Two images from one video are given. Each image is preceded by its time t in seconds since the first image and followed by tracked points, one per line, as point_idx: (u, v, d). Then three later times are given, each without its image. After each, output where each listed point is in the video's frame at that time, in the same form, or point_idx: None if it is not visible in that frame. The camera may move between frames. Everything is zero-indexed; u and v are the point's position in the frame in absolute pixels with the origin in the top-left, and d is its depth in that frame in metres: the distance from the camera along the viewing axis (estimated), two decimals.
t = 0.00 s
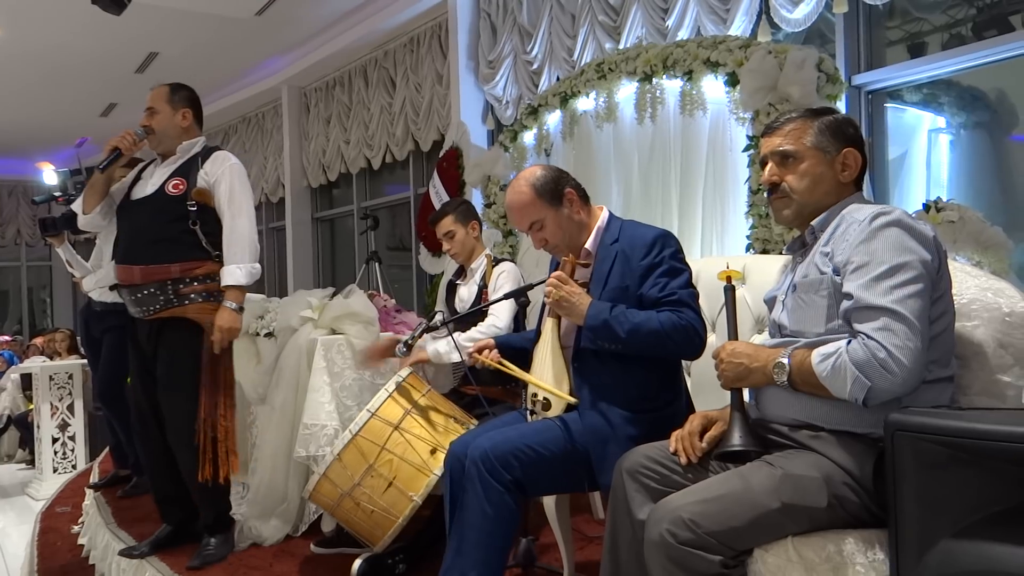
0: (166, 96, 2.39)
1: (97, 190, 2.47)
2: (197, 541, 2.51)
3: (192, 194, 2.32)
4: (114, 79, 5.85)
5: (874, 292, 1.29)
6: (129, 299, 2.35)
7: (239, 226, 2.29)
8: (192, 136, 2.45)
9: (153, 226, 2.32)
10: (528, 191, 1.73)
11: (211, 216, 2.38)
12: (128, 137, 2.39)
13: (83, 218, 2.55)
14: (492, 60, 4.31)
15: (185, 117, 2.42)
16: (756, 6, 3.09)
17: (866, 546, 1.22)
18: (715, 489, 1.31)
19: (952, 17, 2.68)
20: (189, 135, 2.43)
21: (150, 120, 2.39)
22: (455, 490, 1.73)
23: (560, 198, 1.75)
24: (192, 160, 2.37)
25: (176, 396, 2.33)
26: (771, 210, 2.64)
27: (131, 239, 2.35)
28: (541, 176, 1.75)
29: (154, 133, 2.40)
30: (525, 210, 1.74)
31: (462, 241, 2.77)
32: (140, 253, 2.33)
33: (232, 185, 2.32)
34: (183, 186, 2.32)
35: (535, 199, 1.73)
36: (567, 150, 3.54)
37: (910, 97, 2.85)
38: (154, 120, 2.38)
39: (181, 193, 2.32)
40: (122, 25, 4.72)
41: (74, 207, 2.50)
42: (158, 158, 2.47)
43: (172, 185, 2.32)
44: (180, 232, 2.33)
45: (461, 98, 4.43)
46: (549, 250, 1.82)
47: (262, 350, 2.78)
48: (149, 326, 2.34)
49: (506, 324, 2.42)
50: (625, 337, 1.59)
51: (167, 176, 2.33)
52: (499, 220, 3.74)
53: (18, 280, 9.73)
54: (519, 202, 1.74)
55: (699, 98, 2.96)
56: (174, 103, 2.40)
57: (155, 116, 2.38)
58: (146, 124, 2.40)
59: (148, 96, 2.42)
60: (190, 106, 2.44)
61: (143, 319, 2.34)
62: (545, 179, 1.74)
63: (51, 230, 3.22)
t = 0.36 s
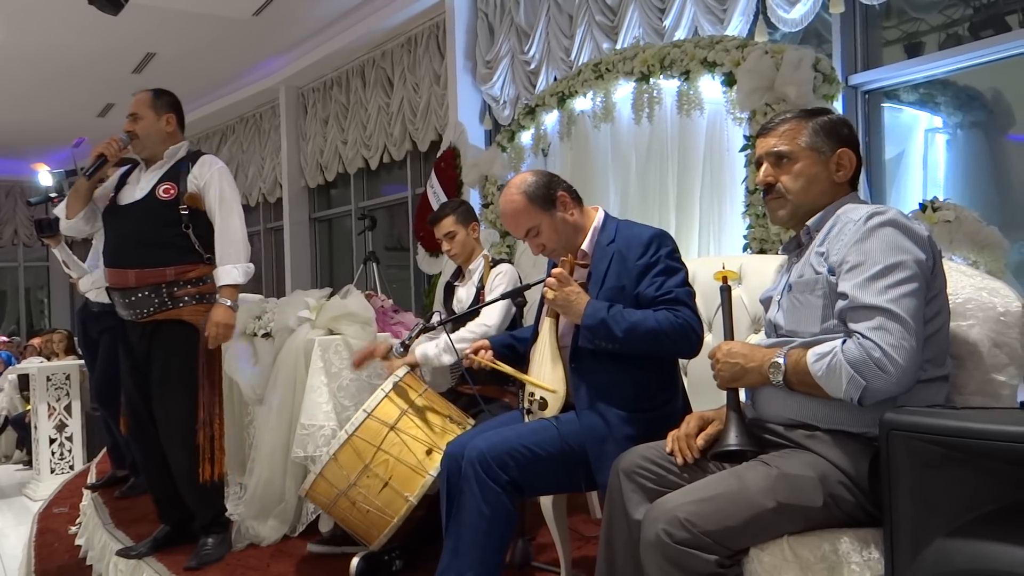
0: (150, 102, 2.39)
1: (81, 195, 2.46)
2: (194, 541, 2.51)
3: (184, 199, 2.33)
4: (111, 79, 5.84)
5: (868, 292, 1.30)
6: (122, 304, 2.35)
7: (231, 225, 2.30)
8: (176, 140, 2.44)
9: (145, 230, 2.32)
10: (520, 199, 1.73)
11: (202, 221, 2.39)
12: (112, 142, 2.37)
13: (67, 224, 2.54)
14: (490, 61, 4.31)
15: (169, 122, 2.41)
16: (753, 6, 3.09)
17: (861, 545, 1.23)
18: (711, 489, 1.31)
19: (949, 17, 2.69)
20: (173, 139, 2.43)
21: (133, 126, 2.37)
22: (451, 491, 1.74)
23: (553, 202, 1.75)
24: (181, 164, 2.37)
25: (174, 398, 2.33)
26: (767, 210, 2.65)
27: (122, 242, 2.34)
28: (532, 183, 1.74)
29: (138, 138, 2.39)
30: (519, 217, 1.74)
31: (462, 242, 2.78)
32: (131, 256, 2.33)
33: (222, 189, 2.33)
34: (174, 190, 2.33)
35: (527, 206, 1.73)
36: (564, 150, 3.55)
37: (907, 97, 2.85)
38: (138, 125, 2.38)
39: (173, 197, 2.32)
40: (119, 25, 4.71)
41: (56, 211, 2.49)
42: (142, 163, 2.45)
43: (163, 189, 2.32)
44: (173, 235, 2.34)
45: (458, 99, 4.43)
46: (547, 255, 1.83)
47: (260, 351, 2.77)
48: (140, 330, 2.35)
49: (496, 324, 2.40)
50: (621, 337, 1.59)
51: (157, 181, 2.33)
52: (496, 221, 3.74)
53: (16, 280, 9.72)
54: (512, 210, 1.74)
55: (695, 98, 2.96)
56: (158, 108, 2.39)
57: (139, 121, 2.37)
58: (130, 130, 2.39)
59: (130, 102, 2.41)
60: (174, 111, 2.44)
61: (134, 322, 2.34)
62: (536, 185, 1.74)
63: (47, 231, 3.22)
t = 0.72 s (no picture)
0: (138, 108, 2.37)
1: (72, 203, 2.43)
2: (192, 545, 2.51)
3: (179, 205, 2.34)
4: (108, 82, 5.84)
5: (862, 293, 1.30)
6: (120, 310, 2.34)
7: (223, 234, 2.30)
8: (164, 146, 2.45)
9: (139, 238, 2.31)
10: (514, 205, 1.73)
11: (197, 227, 2.40)
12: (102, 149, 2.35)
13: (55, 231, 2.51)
14: (486, 63, 4.31)
15: (158, 128, 2.41)
16: (748, 7, 3.10)
17: (856, 547, 1.23)
18: (706, 491, 1.32)
19: (943, 18, 2.70)
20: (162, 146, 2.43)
21: (123, 133, 2.36)
22: (449, 493, 1.74)
23: (547, 208, 1.75)
24: (171, 171, 2.37)
25: (175, 402, 2.32)
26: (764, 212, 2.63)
27: (116, 248, 2.34)
28: (525, 189, 1.74)
29: (128, 145, 2.37)
30: (513, 223, 1.74)
31: (461, 245, 2.77)
32: (127, 263, 2.32)
33: (215, 195, 2.33)
34: (169, 198, 2.33)
35: (520, 212, 1.73)
36: (561, 153, 3.55)
37: (902, 98, 2.86)
38: (129, 132, 2.36)
39: (168, 205, 2.32)
40: (116, 27, 4.71)
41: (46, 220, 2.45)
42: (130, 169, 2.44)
43: (157, 198, 2.32)
44: (170, 242, 2.34)
45: (455, 101, 4.44)
46: (542, 260, 1.83)
47: (257, 352, 2.79)
48: (139, 334, 2.35)
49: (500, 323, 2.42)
50: (617, 333, 1.60)
51: (151, 189, 2.32)
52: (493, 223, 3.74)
53: (13, 283, 9.71)
54: (506, 216, 1.74)
55: (691, 100, 2.96)
56: (147, 114, 2.39)
57: (128, 128, 2.36)
58: (119, 137, 2.37)
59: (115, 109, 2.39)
60: (161, 116, 2.44)
61: (131, 327, 2.34)
62: (529, 191, 1.74)
63: (44, 235, 3.22)
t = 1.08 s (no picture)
0: (134, 113, 2.32)
1: (70, 211, 2.39)
2: (190, 548, 2.50)
3: (186, 210, 2.35)
4: (105, 85, 5.84)
5: (861, 293, 1.30)
6: (128, 314, 2.33)
7: (227, 234, 2.35)
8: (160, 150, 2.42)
9: (143, 244, 2.30)
10: (514, 206, 1.73)
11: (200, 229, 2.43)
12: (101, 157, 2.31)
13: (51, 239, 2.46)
14: (484, 65, 4.32)
15: (155, 132, 2.37)
16: (747, 9, 3.10)
17: (856, 549, 1.23)
18: (707, 493, 1.31)
19: (941, 20, 2.70)
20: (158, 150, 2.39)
21: (120, 139, 2.31)
22: (448, 495, 1.74)
23: (548, 211, 1.75)
24: (169, 176, 2.36)
25: (184, 402, 2.33)
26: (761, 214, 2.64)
27: (121, 255, 2.32)
28: (526, 190, 1.74)
29: (125, 151, 2.33)
30: (513, 223, 1.74)
31: (465, 248, 2.76)
32: (134, 270, 2.31)
33: (218, 198, 2.37)
34: (174, 204, 2.33)
35: (521, 211, 1.73)
36: (560, 155, 3.55)
37: (900, 100, 2.86)
38: (126, 138, 2.31)
39: (174, 211, 2.32)
40: (113, 30, 4.71)
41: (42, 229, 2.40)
42: (126, 175, 2.40)
43: (162, 204, 2.31)
44: (177, 247, 2.34)
45: (453, 103, 4.44)
46: (541, 261, 1.83)
47: (255, 355, 2.83)
48: (149, 338, 2.34)
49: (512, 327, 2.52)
50: (614, 336, 1.59)
51: (155, 196, 2.31)
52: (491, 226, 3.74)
53: (10, 286, 9.70)
54: (506, 216, 1.74)
55: (689, 102, 2.96)
56: (143, 119, 2.34)
57: (125, 134, 2.31)
58: (115, 142, 2.33)
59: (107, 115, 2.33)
60: (156, 120, 2.39)
61: (141, 331, 2.34)
62: (530, 192, 1.74)
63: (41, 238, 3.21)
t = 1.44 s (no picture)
0: (138, 114, 2.31)
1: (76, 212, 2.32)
2: (191, 548, 2.50)
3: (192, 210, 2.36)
4: (106, 85, 5.83)
5: (862, 293, 1.30)
6: (134, 313, 2.31)
7: (231, 235, 2.41)
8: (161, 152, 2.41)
9: (151, 243, 2.30)
10: (518, 208, 1.72)
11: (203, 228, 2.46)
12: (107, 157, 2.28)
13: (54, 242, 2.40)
14: (484, 66, 4.32)
15: (158, 133, 2.37)
16: (747, 11, 3.11)
17: (858, 550, 1.22)
18: (707, 494, 1.31)
19: (941, 23, 2.71)
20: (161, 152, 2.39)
21: (125, 139, 2.30)
22: (449, 496, 1.74)
23: (549, 219, 1.74)
24: (174, 176, 2.37)
25: (190, 402, 2.33)
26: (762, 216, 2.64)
27: (127, 257, 2.31)
28: (532, 194, 1.72)
29: (130, 152, 2.32)
30: (514, 225, 1.73)
31: (455, 254, 2.75)
32: (144, 270, 2.30)
33: (223, 201, 2.43)
34: (181, 204, 2.34)
35: (522, 215, 1.72)
36: (560, 156, 3.55)
37: (900, 102, 2.87)
38: (131, 139, 2.30)
39: (181, 211, 2.33)
40: (113, 31, 4.71)
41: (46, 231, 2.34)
42: (128, 176, 2.38)
43: (169, 204, 2.32)
44: (185, 247, 2.35)
45: (453, 105, 4.44)
46: (537, 262, 1.82)
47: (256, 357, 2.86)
48: (158, 337, 2.33)
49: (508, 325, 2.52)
50: (617, 339, 1.59)
51: (162, 197, 2.32)
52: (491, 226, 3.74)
53: (9, 287, 9.70)
54: (509, 217, 1.73)
55: (690, 104, 2.96)
56: (147, 119, 2.34)
57: (130, 135, 2.30)
58: (119, 143, 2.31)
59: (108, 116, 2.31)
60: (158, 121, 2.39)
61: (151, 331, 2.33)
62: (535, 197, 1.72)
63: (40, 238, 3.20)
